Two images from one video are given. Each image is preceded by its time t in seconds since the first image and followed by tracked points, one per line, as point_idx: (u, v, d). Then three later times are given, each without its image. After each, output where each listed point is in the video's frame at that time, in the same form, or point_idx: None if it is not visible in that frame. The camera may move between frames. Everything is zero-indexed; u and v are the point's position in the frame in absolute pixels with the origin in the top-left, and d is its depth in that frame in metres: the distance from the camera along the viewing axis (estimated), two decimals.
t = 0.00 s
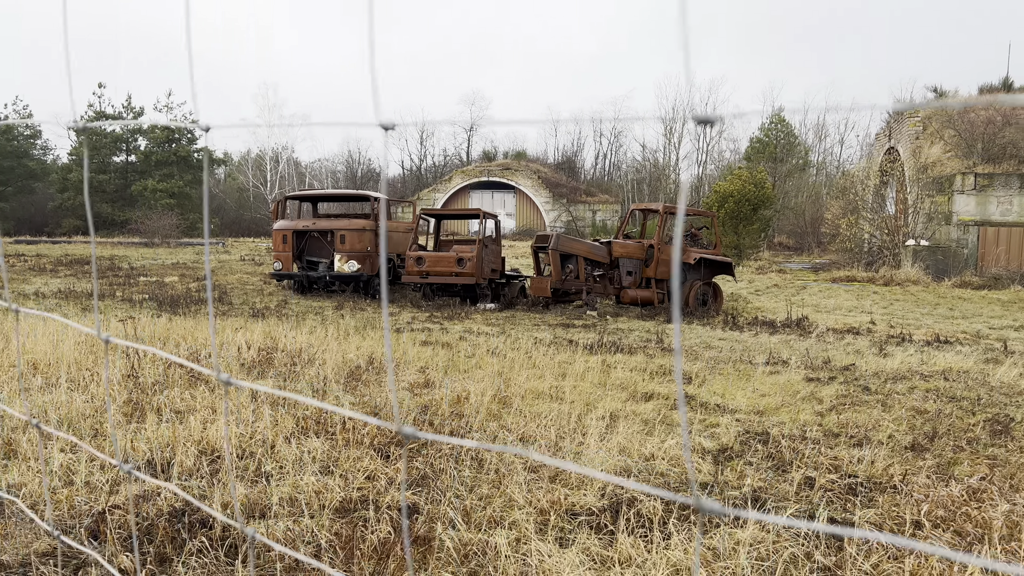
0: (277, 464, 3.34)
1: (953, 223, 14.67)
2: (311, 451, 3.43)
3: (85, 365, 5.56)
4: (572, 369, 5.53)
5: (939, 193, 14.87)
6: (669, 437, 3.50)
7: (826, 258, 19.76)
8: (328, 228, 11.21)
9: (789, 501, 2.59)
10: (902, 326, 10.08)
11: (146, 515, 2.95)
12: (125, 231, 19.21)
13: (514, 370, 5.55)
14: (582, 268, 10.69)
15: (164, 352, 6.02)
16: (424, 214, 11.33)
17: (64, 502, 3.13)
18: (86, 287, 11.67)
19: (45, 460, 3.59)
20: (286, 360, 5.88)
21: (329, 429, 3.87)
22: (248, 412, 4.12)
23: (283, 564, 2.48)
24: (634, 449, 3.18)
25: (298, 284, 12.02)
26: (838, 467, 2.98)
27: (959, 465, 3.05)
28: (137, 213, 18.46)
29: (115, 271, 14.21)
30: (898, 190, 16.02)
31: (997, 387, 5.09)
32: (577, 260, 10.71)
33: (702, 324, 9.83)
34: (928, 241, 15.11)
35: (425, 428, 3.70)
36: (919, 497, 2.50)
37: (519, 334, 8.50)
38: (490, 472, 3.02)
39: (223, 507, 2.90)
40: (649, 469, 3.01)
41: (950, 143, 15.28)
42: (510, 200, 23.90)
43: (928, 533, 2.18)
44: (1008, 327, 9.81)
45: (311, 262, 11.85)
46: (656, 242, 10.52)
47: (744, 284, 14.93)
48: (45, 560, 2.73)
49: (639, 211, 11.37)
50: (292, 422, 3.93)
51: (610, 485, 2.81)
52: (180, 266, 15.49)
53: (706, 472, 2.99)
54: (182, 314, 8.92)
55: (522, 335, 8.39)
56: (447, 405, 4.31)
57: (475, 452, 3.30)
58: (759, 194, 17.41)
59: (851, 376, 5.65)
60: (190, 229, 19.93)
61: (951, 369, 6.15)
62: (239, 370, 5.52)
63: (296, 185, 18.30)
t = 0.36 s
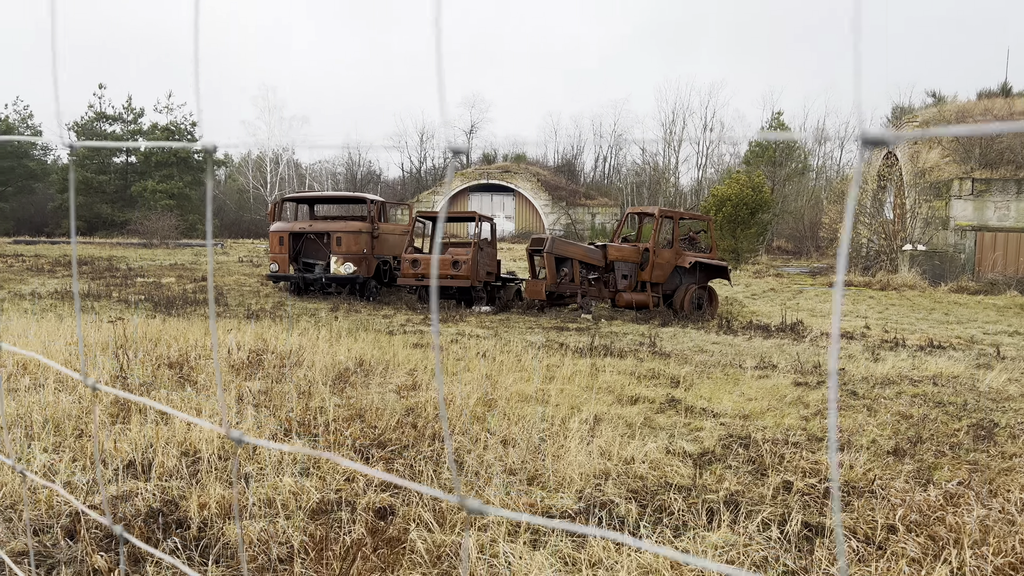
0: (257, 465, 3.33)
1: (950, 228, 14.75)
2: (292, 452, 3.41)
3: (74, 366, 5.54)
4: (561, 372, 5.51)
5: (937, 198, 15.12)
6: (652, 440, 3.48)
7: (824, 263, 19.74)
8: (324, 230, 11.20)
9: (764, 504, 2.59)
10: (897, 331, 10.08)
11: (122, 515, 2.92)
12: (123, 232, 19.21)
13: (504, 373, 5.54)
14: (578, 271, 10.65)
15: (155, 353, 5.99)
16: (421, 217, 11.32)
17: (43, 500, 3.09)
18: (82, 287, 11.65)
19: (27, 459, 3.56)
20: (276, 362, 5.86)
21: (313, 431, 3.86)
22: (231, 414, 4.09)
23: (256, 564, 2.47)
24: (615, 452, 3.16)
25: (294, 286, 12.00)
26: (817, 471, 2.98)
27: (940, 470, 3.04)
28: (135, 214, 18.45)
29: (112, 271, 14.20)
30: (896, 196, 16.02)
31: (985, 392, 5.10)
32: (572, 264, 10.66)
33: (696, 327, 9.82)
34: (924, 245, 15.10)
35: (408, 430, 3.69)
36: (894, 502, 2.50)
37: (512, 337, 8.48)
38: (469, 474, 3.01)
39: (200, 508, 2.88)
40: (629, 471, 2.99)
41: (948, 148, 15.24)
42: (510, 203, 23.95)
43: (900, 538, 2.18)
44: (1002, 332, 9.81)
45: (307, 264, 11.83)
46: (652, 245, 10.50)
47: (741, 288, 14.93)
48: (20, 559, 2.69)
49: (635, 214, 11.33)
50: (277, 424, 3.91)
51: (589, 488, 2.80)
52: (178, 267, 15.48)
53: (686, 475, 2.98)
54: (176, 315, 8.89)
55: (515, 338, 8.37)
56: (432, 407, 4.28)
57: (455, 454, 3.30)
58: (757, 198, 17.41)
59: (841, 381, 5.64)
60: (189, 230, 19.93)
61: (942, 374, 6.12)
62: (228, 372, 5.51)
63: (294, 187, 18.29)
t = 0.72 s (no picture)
0: (251, 456, 3.35)
1: (956, 220, 14.67)
2: (286, 442, 3.43)
3: (75, 355, 5.57)
4: (558, 364, 5.50)
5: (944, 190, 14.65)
6: (645, 432, 3.48)
7: (829, 254, 19.64)
8: (327, 220, 11.20)
9: (752, 496, 2.59)
10: (900, 323, 10.02)
11: (115, 504, 2.95)
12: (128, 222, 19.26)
13: (503, 364, 5.54)
14: (580, 262, 10.61)
15: (156, 343, 6.02)
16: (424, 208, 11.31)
17: (37, 489, 3.11)
18: (87, 276, 11.71)
19: (24, 448, 3.58)
20: (275, 352, 5.88)
21: (308, 422, 3.87)
22: (228, 404, 4.12)
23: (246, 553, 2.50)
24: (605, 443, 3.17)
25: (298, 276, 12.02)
26: (808, 464, 2.97)
27: (932, 464, 3.03)
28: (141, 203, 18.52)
29: (117, 260, 14.26)
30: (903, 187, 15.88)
31: (983, 385, 5.08)
32: (574, 255, 10.62)
33: (698, 319, 9.80)
34: (930, 238, 14.98)
35: (402, 421, 3.70)
36: (883, 496, 2.50)
37: (513, 328, 8.48)
38: (460, 465, 3.03)
39: (191, 498, 2.91)
40: (619, 463, 2.99)
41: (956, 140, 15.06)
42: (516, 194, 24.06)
43: (884, 531, 2.19)
44: (1007, 325, 9.75)
45: (310, 254, 11.84)
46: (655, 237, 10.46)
47: (745, 280, 14.86)
48: (12, 546, 2.72)
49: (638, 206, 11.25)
50: (272, 415, 3.93)
51: (579, 480, 2.81)
52: (183, 256, 15.54)
53: (676, 467, 2.98)
54: (179, 304, 8.93)
55: (516, 329, 8.36)
56: (427, 398, 4.27)
57: (448, 446, 3.31)
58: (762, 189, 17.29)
59: (840, 373, 5.62)
60: (195, 220, 19.99)
61: (942, 368, 6.09)
62: (227, 362, 5.52)
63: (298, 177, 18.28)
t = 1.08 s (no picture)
0: (242, 454, 3.34)
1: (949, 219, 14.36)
2: (278, 440, 3.42)
3: (67, 355, 5.55)
4: (550, 362, 5.49)
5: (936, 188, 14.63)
6: (635, 430, 3.49)
7: (823, 253, 19.71)
8: (321, 220, 11.17)
9: (740, 493, 2.61)
10: (892, 321, 10.06)
11: (104, 503, 2.93)
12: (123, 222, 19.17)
13: (495, 362, 5.54)
14: (574, 261, 10.59)
15: (148, 343, 5.99)
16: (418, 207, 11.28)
17: (27, 488, 3.10)
18: (80, 276, 11.64)
19: (13, 447, 3.56)
20: (268, 352, 5.86)
21: (299, 421, 3.86)
22: (218, 403, 4.11)
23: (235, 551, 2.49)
24: (595, 441, 3.17)
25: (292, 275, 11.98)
26: (797, 461, 2.98)
27: (919, 460, 3.06)
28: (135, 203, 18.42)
29: (110, 260, 14.21)
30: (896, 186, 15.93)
31: (972, 382, 5.12)
32: (569, 254, 10.60)
33: (691, 318, 9.81)
34: (924, 236, 15.01)
35: (394, 420, 3.69)
36: (870, 491, 2.52)
37: (506, 327, 8.47)
38: (450, 462, 3.03)
39: (181, 496, 2.90)
40: (610, 461, 2.99)
41: (949, 139, 15.14)
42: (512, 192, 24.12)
43: (869, 527, 2.21)
44: (998, 323, 9.80)
45: (304, 253, 11.81)
46: (649, 236, 10.48)
47: (739, 278, 14.89)
48: (1, 546, 2.72)
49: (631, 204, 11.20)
50: (264, 414, 3.91)
51: (569, 477, 2.81)
52: (177, 256, 15.47)
53: (666, 465, 2.98)
54: (172, 304, 8.89)
55: (510, 328, 8.35)
56: (419, 396, 4.26)
57: (438, 444, 3.31)
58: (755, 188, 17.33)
59: (831, 371, 5.63)
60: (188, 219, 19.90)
61: (932, 365, 6.12)
62: (220, 361, 5.51)
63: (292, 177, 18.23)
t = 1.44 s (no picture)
0: (229, 452, 3.31)
1: (936, 214, 15.05)
2: (266, 439, 3.40)
3: (53, 355, 5.48)
4: (541, 359, 5.48)
5: (924, 184, 15.07)
6: (624, 425, 3.49)
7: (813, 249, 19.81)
8: (311, 218, 11.10)
9: (727, 486, 2.62)
10: (881, 316, 10.14)
11: (90, 501, 2.90)
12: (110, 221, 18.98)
13: (485, 360, 5.53)
14: (565, 258, 10.58)
15: (135, 342, 5.93)
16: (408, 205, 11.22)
17: (13, 488, 3.06)
18: (67, 276, 11.51)
19: None
20: (257, 350, 5.82)
21: (288, 420, 3.83)
22: (206, 401, 4.08)
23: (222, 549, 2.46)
24: (584, 437, 3.16)
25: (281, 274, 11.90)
26: (784, 456, 2.99)
27: (905, 453, 3.09)
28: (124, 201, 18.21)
29: (98, 259, 14.07)
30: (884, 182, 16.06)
31: (957, 376, 5.18)
32: (559, 251, 10.59)
33: (682, 314, 9.85)
34: (912, 232, 15.12)
35: (383, 418, 3.67)
36: (856, 484, 2.53)
37: (497, 324, 8.46)
38: (440, 458, 3.02)
39: (167, 495, 2.87)
40: (597, 456, 2.99)
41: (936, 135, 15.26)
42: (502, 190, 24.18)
43: (854, 519, 2.23)
44: (984, 317, 9.91)
45: (293, 252, 11.74)
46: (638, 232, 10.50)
47: (729, 275, 14.95)
48: None
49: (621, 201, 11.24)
50: (251, 412, 3.88)
51: (557, 473, 2.81)
52: (165, 255, 15.34)
53: (655, 460, 2.98)
54: (161, 303, 8.81)
55: (501, 325, 8.34)
56: (408, 394, 4.23)
57: (427, 441, 3.30)
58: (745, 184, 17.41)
59: (819, 366, 5.67)
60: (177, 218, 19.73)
61: (919, 359, 6.17)
62: (208, 360, 5.46)
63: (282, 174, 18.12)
